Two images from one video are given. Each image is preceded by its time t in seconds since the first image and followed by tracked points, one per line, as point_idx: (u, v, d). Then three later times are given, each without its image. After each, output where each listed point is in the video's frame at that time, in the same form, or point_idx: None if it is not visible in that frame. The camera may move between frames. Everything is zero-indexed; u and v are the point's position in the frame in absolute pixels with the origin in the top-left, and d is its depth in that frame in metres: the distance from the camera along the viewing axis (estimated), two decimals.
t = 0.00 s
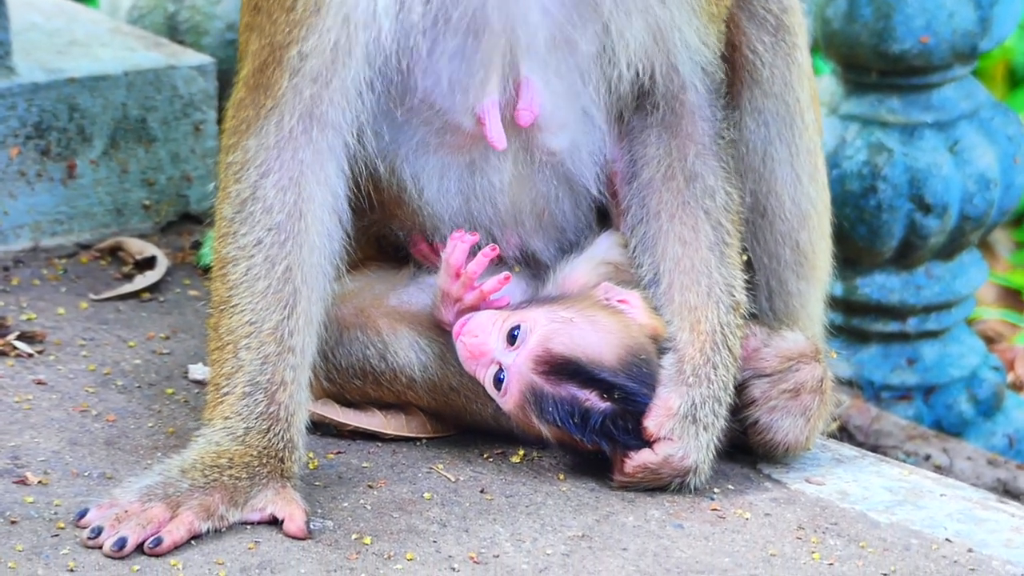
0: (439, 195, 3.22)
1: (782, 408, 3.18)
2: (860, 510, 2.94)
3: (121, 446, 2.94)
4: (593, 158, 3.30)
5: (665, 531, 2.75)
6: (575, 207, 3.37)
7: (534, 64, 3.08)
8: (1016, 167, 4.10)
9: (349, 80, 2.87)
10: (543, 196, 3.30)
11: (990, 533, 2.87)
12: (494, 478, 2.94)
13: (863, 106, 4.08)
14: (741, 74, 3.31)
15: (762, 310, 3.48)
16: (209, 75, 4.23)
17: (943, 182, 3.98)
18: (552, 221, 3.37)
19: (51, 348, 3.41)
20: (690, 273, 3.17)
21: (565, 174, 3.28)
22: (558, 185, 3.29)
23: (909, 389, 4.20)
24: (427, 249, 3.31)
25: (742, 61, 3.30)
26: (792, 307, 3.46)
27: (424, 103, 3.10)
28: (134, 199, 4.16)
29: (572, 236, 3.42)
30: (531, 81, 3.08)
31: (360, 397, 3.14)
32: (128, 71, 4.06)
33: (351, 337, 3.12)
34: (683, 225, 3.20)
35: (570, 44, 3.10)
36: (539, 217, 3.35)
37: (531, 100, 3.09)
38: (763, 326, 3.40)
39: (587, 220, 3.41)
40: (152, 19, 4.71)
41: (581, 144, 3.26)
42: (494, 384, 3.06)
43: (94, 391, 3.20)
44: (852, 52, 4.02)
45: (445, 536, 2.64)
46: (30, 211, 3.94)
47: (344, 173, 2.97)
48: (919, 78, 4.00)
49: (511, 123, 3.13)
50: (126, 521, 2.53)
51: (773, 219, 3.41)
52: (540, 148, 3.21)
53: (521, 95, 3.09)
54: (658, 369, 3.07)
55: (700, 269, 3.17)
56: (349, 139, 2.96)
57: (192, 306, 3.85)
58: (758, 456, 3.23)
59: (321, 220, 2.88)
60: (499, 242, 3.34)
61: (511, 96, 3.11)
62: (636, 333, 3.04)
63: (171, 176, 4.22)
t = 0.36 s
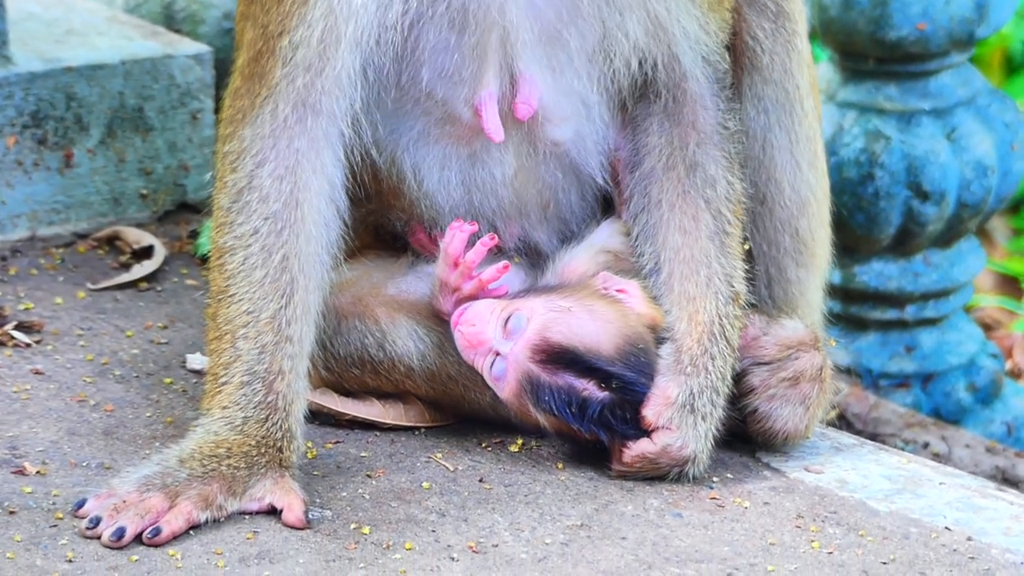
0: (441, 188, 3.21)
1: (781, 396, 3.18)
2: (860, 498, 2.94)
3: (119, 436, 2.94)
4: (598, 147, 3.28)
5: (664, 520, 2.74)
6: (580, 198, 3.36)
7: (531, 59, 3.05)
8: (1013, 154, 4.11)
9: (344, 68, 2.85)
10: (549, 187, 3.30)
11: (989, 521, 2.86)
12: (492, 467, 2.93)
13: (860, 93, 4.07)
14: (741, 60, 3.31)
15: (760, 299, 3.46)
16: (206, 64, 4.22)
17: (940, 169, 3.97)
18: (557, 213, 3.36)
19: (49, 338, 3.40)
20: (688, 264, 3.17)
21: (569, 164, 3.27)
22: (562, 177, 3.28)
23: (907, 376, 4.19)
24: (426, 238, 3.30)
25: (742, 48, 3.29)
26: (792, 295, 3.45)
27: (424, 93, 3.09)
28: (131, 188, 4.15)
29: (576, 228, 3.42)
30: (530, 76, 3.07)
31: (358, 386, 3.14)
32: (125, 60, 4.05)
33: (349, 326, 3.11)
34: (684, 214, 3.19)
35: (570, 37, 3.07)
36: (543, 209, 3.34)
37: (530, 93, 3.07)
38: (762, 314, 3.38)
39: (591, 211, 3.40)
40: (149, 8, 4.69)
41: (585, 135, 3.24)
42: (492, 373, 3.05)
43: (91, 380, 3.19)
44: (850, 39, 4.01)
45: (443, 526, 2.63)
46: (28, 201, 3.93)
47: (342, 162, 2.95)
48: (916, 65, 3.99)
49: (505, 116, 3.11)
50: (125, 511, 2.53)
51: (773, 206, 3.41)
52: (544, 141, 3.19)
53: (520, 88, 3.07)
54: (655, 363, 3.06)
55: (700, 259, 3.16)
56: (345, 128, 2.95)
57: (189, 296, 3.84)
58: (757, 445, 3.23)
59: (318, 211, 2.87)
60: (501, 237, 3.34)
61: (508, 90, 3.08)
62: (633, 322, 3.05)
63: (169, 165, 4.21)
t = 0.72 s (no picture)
0: (446, 175, 3.24)
1: (775, 389, 3.19)
2: (853, 492, 2.94)
3: (112, 432, 2.93)
4: (604, 134, 3.28)
5: (657, 515, 2.74)
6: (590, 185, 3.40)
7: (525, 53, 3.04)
8: (1005, 146, 4.13)
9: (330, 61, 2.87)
10: (562, 170, 3.32)
11: (982, 514, 2.87)
12: (485, 462, 2.93)
13: (853, 86, 4.07)
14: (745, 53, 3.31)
15: (758, 293, 3.46)
16: (199, 59, 4.21)
17: (933, 162, 3.97)
18: (566, 200, 3.40)
19: (41, 334, 3.40)
20: (683, 266, 3.14)
21: (575, 151, 3.29)
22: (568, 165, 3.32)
23: (900, 369, 4.19)
24: (418, 231, 3.32)
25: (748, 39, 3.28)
26: (788, 289, 3.46)
27: (430, 78, 3.12)
28: (124, 183, 4.14)
29: (580, 218, 3.44)
30: (524, 67, 3.06)
31: (349, 378, 3.14)
32: (118, 55, 4.04)
33: (342, 318, 3.12)
34: (688, 211, 3.15)
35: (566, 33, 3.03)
36: (553, 192, 3.37)
37: (521, 86, 3.06)
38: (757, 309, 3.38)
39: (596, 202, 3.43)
40: (140, 3, 4.68)
41: (592, 122, 3.25)
42: (484, 363, 3.06)
43: (84, 376, 3.19)
44: (842, 32, 4.00)
45: (437, 521, 2.64)
46: (20, 197, 3.92)
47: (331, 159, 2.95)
48: (909, 58, 4.00)
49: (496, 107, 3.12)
50: (117, 507, 2.53)
51: (772, 199, 3.41)
52: (547, 129, 3.21)
53: (512, 79, 3.06)
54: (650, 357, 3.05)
55: (701, 259, 3.13)
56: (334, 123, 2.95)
57: (183, 291, 3.84)
58: (750, 438, 3.23)
59: (306, 207, 2.87)
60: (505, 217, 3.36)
61: (503, 79, 3.08)
62: (627, 318, 3.02)
63: (161, 160, 4.20)
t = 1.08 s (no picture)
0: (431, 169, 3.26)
1: (767, 392, 3.20)
2: (843, 492, 2.95)
3: (103, 435, 2.94)
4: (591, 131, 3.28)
5: (648, 516, 2.75)
6: (581, 180, 3.37)
7: (495, 51, 3.05)
8: (995, 146, 4.16)
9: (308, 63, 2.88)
10: (551, 161, 3.31)
11: (972, 514, 2.88)
12: (476, 464, 2.94)
13: (843, 87, 4.07)
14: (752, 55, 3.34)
15: (754, 296, 3.49)
16: (190, 61, 4.22)
17: (923, 162, 3.99)
18: (556, 194, 3.38)
19: (33, 336, 3.40)
20: (667, 271, 3.12)
21: (560, 142, 3.26)
22: (554, 160, 3.30)
23: (891, 369, 4.20)
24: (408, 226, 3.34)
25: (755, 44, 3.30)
26: (784, 291, 3.48)
27: (405, 71, 3.13)
28: (115, 185, 4.14)
29: (568, 207, 3.42)
30: (496, 67, 3.06)
31: (335, 377, 3.18)
32: (108, 57, 4.05)
33: (328, 316, 3.16)
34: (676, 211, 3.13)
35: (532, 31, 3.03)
36: (542, 181, 3.35)
37: (493, 83, 3.07)
38: (749, 311, 3.38)
39: (589, 196, 3.41)
40: (131, 6, 4.68)
41: (578, 118, 3.24)
42: (468, 355, 3.07)
43: (76, 379, 3.19)
44: (832, 33, 4.01)
45: (428, 523, 2.64)
46: (12, 199, 3.93)
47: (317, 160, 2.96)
48: (900, 58, 4.01)
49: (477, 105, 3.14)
50: (108, 509, 2.53)
51: (772, 200, 3.43)
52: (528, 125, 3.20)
53: (485, 78, 3.07)
54: (632, 363, 3.05)
55: (687, 263, 3.11)
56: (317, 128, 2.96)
57: (174, 293, 3.84)
58: (742, 440, 3.23)
59: (292, 210, 2.88)
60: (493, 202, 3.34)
61: (476, 78, 3.08)
62: (612, 319, 3.02)
63: (152, 163, 4.20)
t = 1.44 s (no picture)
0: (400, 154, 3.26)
1: (757, 397, 3.21)
2: (834, 497, 2.95)
3: (93, 439, 2.93)
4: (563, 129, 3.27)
5: (638, 520, 2.75)
6: (562, 186, 3.39)
7: (461, 33, 3.05)
8: (987, 151, 4.17)
9: (290, 59, 2.89)
10: (521, 157, 3.30)
11: (962, 519, 2.88)
12: (466, 468, 2.94)
13: (835, 92, 4.08)
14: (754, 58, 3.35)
15: (746, 303, 3.49)
16: (181, 66, 4.22)
17: (914, 166, 4.00)
18: (531, 194, 3.38)
19: (23, 340, 3.40)
20: (644, 274, 3.12)
21: (532, 134, 3.25)
22: (522, 157, 3.30)
23: (882, 373, 4.20)
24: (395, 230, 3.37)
25: (755, 43, 3.33)
26: (777, 296, 3.48)
27: (378, 53, 3.15)
28: (106, 190, 4.14)
29: (546, 216, 3.42)
30: (460, 50, 3.06)
31: (315, 375, 3.22)
32: (99, 62, 4.05)
33: (310, 316, 3.17)
34: (652, 212, 3.13)
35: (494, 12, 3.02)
36: (519, 183, 3.35)
37: (458, 66, 3.07)
38: (738, 317, 3.37)
39: (567, 208, 3.43)
40: (122, 11, 4.67)
41: (546, 110, 3.22)
42: (448, 362, 3.05)
43: (66, 383, 3.19)
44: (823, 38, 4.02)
45: (418, 527, 2.64)
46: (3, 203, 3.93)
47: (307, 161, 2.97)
48: (891, 63, 4.01)
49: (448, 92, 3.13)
50: (98, 513, 2.53)
51: (768, 204, 3.43)
52: (501, 113, 3.19)
53: (450, 60, 3.07)
54: (613, 364, 3.05)
55: (664, 266, 3.11)
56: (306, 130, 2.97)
57: (165, 297, 3.84)
58: (731, 445, 3.24)
59: (280, 208, 2.88)
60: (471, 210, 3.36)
61: (442, 60, 3.08)
62: (589, 323, 3.01)
63: (143, 167, 4.20)
